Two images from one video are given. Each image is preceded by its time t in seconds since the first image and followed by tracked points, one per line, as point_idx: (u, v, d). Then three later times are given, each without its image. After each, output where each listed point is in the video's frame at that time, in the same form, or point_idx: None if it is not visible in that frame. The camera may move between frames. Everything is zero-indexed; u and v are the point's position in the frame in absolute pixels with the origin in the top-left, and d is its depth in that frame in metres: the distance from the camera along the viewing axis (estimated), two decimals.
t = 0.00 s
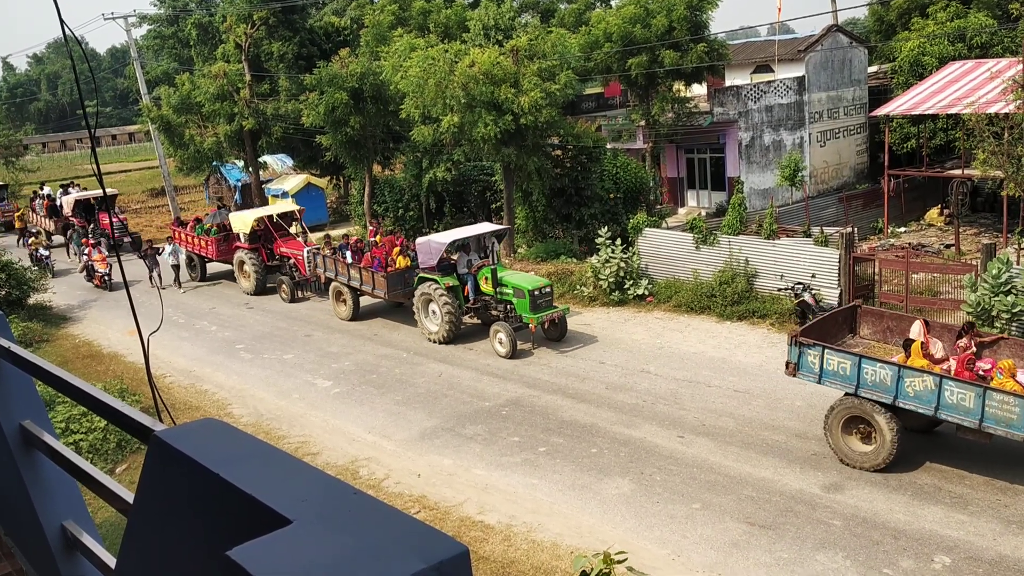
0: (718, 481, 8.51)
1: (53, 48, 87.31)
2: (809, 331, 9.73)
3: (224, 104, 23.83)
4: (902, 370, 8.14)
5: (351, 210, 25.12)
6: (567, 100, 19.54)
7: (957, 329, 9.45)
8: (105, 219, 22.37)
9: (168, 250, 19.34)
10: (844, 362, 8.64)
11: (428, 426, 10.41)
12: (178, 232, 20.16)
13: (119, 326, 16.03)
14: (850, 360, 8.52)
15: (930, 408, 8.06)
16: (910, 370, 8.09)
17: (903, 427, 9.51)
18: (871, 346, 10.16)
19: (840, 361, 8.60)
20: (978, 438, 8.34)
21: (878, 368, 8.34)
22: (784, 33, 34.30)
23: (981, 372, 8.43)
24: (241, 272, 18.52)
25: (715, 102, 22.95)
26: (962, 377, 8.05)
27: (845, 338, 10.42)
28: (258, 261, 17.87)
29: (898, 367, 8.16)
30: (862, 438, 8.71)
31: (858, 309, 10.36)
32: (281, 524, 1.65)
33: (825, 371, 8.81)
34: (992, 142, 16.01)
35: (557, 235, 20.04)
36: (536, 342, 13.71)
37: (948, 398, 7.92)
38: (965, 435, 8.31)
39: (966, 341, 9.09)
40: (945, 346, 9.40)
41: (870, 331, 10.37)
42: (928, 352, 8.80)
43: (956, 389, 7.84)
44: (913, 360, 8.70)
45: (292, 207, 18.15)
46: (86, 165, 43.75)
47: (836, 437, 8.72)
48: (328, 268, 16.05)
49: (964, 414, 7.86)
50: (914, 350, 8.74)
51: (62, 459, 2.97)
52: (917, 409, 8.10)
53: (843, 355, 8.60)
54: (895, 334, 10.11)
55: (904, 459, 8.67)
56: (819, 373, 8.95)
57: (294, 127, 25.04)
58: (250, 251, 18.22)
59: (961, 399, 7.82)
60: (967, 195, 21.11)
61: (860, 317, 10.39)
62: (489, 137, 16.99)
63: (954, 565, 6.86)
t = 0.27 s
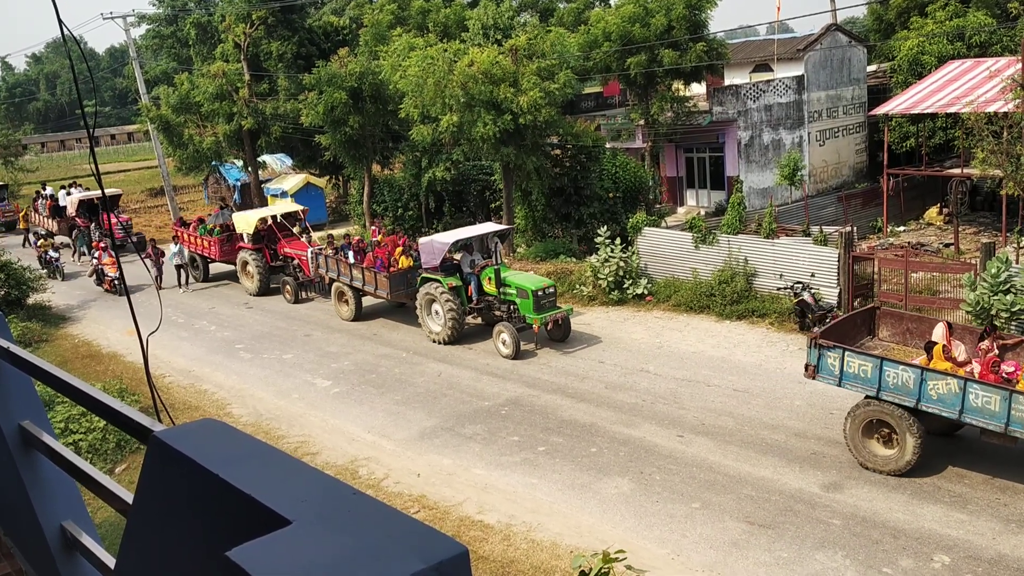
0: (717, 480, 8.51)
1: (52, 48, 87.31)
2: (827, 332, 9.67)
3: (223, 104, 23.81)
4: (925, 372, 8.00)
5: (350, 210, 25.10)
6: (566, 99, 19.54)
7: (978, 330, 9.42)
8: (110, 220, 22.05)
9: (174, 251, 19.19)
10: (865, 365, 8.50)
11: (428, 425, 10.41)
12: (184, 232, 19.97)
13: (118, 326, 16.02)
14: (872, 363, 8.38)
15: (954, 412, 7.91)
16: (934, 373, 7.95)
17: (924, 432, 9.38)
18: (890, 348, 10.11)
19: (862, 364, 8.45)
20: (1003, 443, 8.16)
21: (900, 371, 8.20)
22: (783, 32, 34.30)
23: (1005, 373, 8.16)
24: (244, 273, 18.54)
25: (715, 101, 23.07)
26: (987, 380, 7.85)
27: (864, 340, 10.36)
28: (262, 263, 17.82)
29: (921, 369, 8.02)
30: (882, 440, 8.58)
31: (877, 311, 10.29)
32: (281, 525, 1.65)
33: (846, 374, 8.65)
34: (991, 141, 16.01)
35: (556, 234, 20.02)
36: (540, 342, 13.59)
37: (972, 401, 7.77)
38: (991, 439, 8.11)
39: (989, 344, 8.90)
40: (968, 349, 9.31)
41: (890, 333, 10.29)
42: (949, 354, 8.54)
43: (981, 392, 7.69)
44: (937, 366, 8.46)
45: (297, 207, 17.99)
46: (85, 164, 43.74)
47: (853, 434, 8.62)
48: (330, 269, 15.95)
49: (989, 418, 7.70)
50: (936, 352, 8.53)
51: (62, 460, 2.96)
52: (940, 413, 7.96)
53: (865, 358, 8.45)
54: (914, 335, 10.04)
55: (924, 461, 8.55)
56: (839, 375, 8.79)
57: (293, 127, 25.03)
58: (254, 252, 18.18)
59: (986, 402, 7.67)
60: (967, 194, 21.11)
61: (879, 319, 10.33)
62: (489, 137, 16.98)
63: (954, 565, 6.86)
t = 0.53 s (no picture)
0: (717, 480, 8.51)
1: (50, 48, 87.32)
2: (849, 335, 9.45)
3: (222, 104, 23.80)
4: (952, 376, 7.90)
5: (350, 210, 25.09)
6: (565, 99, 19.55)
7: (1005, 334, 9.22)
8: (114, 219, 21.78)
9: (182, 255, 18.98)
10: (889, 368, 8.38)
11: (427, 425, 10.41)
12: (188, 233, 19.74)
13: (118, 326, 16.01)
14: (897, 366, 8.26)
15: (981, 416, 7.81)
16: (961, 377, 7.85)
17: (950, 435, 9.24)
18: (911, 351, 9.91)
19: (886, 367, 8.33)
20: None
21: (925, 374, 8.09)
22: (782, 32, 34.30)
23: None
24: (247, 274, 18.51)
25: (714, 101, 23.37)
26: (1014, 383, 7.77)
27: (885, 343, 10.17)
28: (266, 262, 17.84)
29: (947, 373, 7.92)
30: (904, 446, 8.44)
31: (899, 313, 10.08)
32: (282, 526, 1.65)
33: (869, 377, 8.53)
34: (991, 141, 16.00)
35: (555, 234, 20.01)
36: (544, 343, 13.52)
37: (1000, 405, 7.67)
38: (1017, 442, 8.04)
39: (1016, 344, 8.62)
40: (992, 352, 9.15)
41: (911, 336, 10.08)
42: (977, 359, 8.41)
43: (1009, 396, 7.59)
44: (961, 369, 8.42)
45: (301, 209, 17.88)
46: (84, 165, 43.74)
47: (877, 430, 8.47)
48: (333, 269, 15.91)
49: (1018, 422, 7.59)
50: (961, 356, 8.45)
51: (61, 460, 2.96)
52: (968, 417, 7.86)
53: (889, 361, 8.33)
54: (938, 338, 9.84)
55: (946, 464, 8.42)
56: (861, 379, 8.66)
57: (292, 127, 25.03)
58: (257, 253, 18.13)
59: (1015, 406, 7.56)
60: (966, 194, 21.13)
61: (901, 321, 10.13)
62: (488, 137, 16.97)
63: (953, 564, 6.87)
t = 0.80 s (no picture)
0: (717, 481, 8.52)
1: (50, 51, 87.39)
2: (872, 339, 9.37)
3: (222, 106, 23.81)
4: (980, 383, 7.72)
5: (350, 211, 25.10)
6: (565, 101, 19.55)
7: None
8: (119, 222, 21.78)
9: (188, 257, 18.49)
10: (915, 374, 8.22)
11: (428, 427, 10.41)
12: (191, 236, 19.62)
13: (118, 329, 16.01)
14: (923, 372, 8.11)
15: (1010, 423, 7.62)
16: (989, 384, 7.66)
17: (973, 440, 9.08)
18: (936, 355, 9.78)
19: (912, 373, 8.18)
20: None
21: (953, 380, 7.92)
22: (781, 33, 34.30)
23: None
24: (251, 278, 18.35)
25: (714, 102, 23.40)
26: None
27: (908, 348, 10.06)
28: (268, 265, 17.76)
29: (975, 380, 7.74)
30: (927, 454, 8.31)
31: (922, 316, 9.99)
32: (282, 527, 1.65)
33: (895, 384, 8.39)
34: (990, 142, 16.01)
35: (555, 235, 20.01)
36: (548, 346, 13.47)
37: None
38: None
39: None
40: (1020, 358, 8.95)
41: (935, 341, 9.97)
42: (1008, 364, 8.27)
43: None
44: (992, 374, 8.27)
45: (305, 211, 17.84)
46: (84, 167, 43.76)
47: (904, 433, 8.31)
48: (336, 271, 15.90)
49: None
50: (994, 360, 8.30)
51: (61, 461, 2.97)
52: (998, 425, 7.67)
53: (915, 366, 8.18)
54: (963, 342, 9.71)
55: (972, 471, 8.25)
56: (887, 385, 8.52)
57: (292, 129, 25.05)
58: (260, 255, 18.09)
59: None
60: (966, 195, 21.14)
61: (924, 325, 10.03)
62: (488, 139, 16.97)
63: (954, 565, 6.86)
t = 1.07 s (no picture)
0: (717, 482, 8.51)
1: (48, 52, 87.44)
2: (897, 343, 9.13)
3: (221, 108, 23.82)
4: (1009, 389, 7.58)
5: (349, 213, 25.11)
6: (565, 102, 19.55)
7: None
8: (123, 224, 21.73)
9: (193, 260, 18.26)
10: (941, 380, 8.09)
11: (427, 428, 10.41)
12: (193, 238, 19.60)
13: (117, 330, 16.00)
14: (950, 378, 7.98)
15: None
16: (1019, 390, 7.52)
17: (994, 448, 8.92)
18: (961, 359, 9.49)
19: (938, 379, 8.05)
20: None
21: (980, 386, 7.78)
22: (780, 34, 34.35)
23: None
24: (253, 280, 18.24)
25: (713, 103, 23.32)
26: None
27: (931, 352, 9.78)
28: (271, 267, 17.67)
29: (1004, 386, 7.60)
30: (952, 454, 8.16)
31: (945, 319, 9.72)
32: (281, 528, 1.64)
33: (920, 389, 8.26)
34: (989, 142, 16.02)
35: (555, 237, 20.01)
36: (553, 348, 13.37)
37: None
38: None
39: None
40: None
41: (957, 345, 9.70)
42: None
43: None
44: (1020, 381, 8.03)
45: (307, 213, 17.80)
46: (83, 169, 43.78)
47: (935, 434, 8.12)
48: (339, 273, 15.90)
49: None
50: None
51: (60, 462, 2.96)
52: None
53: (941, 372, 8.05)
54: (989, 346, 9.45)
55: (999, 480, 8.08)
56: (912, 391, 8.40)
57: (292, 131, 25.06)
58: (263, 257, 18.05)
59: None
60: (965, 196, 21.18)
61: (946, 329, 9.76)
62: (487, 140, 16.97)
63: (954, 566, 6.86)
